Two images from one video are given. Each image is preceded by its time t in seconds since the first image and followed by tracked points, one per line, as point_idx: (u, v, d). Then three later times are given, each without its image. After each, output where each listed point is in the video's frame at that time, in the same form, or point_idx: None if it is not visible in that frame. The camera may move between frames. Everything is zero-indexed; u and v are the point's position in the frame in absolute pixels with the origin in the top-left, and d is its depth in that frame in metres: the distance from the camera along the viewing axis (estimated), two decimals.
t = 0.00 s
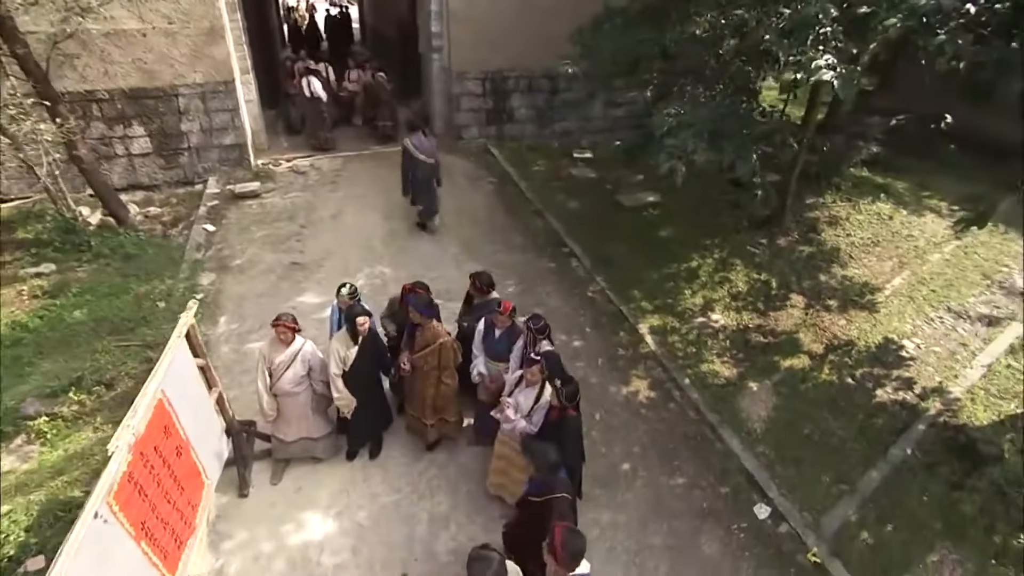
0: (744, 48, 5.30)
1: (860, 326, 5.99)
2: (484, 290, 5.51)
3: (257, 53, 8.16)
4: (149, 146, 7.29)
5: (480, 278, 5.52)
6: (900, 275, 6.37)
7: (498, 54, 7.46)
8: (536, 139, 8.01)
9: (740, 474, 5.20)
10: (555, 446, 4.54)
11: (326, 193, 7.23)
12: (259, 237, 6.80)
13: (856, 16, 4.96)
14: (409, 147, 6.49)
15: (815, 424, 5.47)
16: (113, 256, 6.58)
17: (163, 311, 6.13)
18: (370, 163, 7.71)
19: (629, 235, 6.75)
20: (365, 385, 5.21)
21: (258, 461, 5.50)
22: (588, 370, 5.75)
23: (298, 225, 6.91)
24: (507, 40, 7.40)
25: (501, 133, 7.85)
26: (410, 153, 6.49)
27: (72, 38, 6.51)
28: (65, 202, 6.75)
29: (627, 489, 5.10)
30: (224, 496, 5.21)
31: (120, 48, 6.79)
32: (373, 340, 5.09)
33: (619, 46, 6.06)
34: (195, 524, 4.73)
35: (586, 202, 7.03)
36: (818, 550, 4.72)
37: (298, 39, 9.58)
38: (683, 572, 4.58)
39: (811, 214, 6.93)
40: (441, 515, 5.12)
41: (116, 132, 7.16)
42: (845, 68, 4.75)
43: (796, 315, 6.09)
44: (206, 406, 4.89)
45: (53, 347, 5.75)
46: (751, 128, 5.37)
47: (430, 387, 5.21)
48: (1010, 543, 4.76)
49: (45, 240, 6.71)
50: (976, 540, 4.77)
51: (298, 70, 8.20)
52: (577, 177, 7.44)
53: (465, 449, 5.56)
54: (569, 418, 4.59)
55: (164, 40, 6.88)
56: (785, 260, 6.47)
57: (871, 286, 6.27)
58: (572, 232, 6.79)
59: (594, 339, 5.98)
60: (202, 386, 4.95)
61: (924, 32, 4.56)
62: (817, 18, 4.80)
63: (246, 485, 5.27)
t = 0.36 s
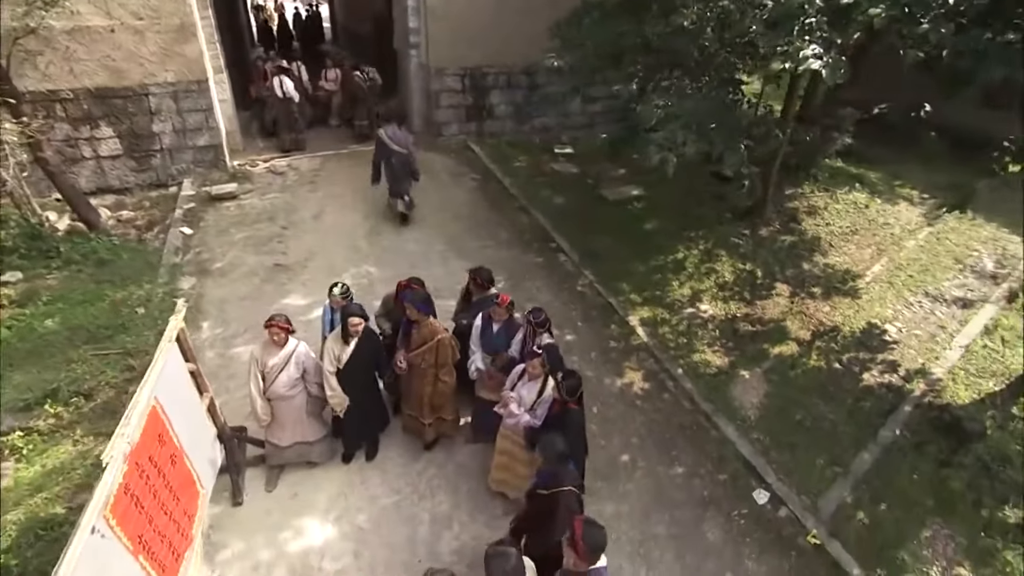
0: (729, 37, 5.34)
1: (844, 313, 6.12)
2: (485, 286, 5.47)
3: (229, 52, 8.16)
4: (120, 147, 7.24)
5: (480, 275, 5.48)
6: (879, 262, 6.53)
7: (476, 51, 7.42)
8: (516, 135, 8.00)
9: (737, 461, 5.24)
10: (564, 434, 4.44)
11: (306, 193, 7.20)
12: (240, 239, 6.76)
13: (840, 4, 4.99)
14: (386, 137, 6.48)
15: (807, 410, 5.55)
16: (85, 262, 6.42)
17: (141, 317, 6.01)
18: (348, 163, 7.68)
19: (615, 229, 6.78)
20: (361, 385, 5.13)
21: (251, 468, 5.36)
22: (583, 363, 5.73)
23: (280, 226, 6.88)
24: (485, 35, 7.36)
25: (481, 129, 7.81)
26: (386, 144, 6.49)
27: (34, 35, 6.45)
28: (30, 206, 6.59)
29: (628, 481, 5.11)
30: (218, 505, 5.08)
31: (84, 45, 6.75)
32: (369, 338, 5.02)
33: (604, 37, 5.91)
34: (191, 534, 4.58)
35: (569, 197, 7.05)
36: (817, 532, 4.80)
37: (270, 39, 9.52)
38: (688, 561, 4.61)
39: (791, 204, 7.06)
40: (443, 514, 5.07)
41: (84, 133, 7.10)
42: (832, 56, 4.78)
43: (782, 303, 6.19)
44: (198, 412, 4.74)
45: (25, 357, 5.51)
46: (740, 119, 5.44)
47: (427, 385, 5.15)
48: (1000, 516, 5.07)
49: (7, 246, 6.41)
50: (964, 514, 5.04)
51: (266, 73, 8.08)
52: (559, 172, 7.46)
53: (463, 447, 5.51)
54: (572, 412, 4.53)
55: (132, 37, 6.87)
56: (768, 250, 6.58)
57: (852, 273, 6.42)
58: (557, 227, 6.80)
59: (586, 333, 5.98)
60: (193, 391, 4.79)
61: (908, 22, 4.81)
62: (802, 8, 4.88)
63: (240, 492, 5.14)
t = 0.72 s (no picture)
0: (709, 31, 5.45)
1: (827, 300, 6.25)
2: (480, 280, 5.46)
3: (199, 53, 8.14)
4: (86, 150, 7.24)
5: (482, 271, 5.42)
6: (856, 249, 6.68)
7: (452, 47, 7.42)
8: (496, 132, 8.01)
9: (733, 447, 5.29)
10: (571, 424, 4.31)
11: (286, 193, 7.20)
12: (219, 241, 6.74)
13: None
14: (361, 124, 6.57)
15: (796, 395, 5.65)
16: (54, 270, 6.27)
17: (119, 324, 5.93)
18: (325, 163, 7.65)
19: (599, 224, 6.82)
20: (357, 384, 5.08)
21: (244, 474, 5.25)
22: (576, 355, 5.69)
23: (260, 228, 6.84)
24: (461, 33, 7.36)
25: (461, 127, 7.83)
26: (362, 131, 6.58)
27: None
28: None
29: (627, 472, 5.12)
30: (213, 515, 4.96)
31: (45, 43, 6.70)
32: (364, 336, 4.95)
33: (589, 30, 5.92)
34: (188, 545, 4.44)
35: (551, 193, 7.08)
36: (813, 513, 4.88)
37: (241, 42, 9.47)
38: (691, 549, 4.64)
39: (770, 194, 7.20)
40: (445, 513, 5.03)
41: (49, 135, 7.06)
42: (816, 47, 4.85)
43: (767, 292, 6.30)
44: (191, 418, 4.60)
45: None
46: (724, 110, 5.54)
47: (425, 383, 5.11)
48: (984, 488, 5.21)
49: None
50: (953, 488, 5.16)
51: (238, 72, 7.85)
52: (540, 168, 7.50)
53: (461, 446, 5.47)
54: (574, 403, 4.39)
55: (98, 35, 6.84)
56: (750, 241, 6.69)
57: (832, 261, 6.57)
58: (542, 223, 6.81)
59: (577, 326, 5.99)
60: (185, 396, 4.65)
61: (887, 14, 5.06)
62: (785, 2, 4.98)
63: (234, 500, 5.03)
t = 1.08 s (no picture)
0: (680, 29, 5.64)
1: (807, 286, 6.39)
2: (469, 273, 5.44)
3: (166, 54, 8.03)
4: (51, 152, 7.09)
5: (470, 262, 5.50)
6: (831, 237, 6.85)
7: (428, 44, 7.42)
8: (474, 129, 8.03)
9: (725, 432, 5.36)
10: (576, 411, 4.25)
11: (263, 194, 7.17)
12: (197, 244, 6.68)
13: None
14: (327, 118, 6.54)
15: (784, 379, 5.75)
16: (20, 278, 6.13)
17: (95, 333, 5.80)
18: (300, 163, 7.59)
19: (582, 218, 6.85)
20: (352, 383, 4.99)
21: (237, 480, 5.15)
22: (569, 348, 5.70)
23: (238, 230, 6.79)
24: (436, 29, 7.35)
25: (438, 124, 7.80)
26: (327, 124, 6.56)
27: None
28: None
29: (624, 460, 5.15)
30: (207, 521, 4.84)
31: (5, 41, 6.60)
32: (358, 333, 4.85)
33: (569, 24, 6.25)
34: (187, 554, 4.31)
35: (533, 188, 7.12)
36: (806, 492, 4.97)
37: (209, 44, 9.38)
38: (692, 533, 4.69)
39: (747, 185, 7.35)
40: (446, 510, 5.00)
41: (12, 138, 6.90)
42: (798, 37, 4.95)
43: (750, 281, 6.41)
44: (184, 423, 4.48)
45: None
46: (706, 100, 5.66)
47: (420, 378, 5.07)
48: (961, 462, 5.25)
49: None
50: (936, 463, 5.23)
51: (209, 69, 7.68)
52: (520, 164, 7.54)
53: (458, 441, 5.45)
54: (575, 394, 4.45)
55: (59, 31, 6.73)
56: (730, 231, 6.81)
57: (810, 248, 6.72)
58: (525, 218, 6.82)
59: (566, 319, 6.01)
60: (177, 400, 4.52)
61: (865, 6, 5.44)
62: None
63: (227, 505, 4.92)
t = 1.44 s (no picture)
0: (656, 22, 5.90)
1: (787, 273, 6.53)
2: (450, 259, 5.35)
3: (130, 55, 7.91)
4: (14, 156, 6.94)
5: (452, 247, 5.42)
6: (807, 225, 7.01)
7: (403, 41, 7.43)
8: (452, 126, 8.07)
9: (717, 417, 5.44)
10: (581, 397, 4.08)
11: (239, 195, 7.11)
12: (173, 247, 6.60)
13: None
14: (294, 109, 6.73)
15: (770, 362, 5.86)
16: None
17: (69, 340, 5.76)
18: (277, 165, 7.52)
19: (563, 211, 6.91)
20: (347, 381, 4.94)
21: (230, 485, 5.03)
22: (561, 338, 5.70)
23: (216, 232, 6.73)
24: (411, 26, 7.35)
25: (416, 122, 7.84)
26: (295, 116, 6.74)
27: None
28: None
29: (620, 448, 5.18)
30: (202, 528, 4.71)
31: None
32: (353, 330, 4.81)
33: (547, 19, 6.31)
34: (186, 560, 4.18)
35: (513, 183, 7.17)
36: (798, 472, 5.07)
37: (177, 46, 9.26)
38: (691, 516, 4.75)
39: (724, 176, 7.51)
40: (445, 505, 4.96)
41: None
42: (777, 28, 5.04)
43: (731, 269, 6.52)
44: (176, 427, 4.34)
45: None
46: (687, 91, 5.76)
47: (415, 374, 5.03)
48: (939, 435, 5.39)
49: None
50: (917, 437, 5.36)
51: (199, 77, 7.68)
52: (499, 159, 7.58)
53: (454, 437, 5.43)
54: (574, 384, 4.45)
55: (18, 28, 6.58)
56: (710, 221, 6.93)
57: (788, 236, 6.88)
58: (507, 213, 6.84)
59: (554, 311, 6.02)
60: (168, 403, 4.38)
61: None
62: None
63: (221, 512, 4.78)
